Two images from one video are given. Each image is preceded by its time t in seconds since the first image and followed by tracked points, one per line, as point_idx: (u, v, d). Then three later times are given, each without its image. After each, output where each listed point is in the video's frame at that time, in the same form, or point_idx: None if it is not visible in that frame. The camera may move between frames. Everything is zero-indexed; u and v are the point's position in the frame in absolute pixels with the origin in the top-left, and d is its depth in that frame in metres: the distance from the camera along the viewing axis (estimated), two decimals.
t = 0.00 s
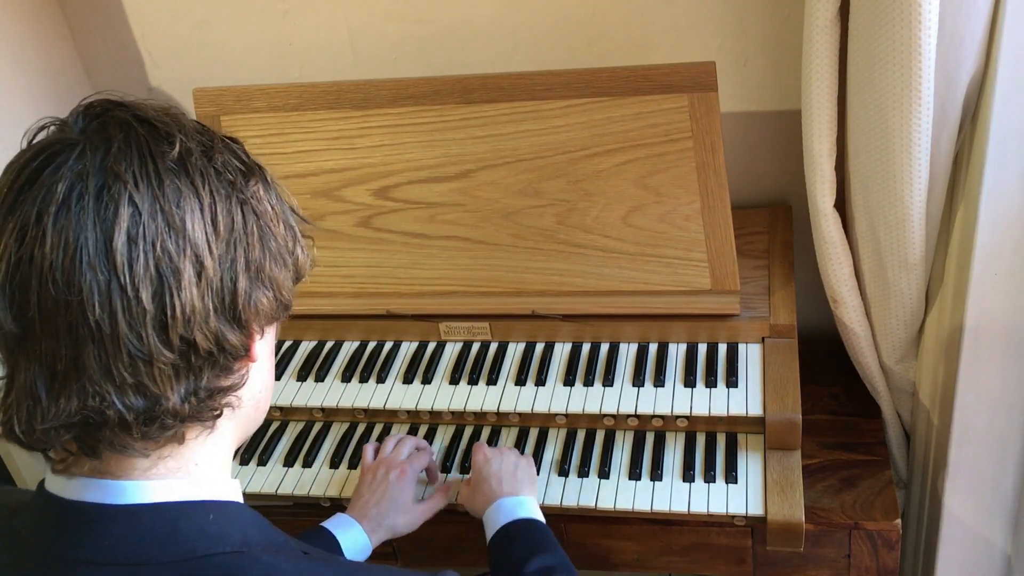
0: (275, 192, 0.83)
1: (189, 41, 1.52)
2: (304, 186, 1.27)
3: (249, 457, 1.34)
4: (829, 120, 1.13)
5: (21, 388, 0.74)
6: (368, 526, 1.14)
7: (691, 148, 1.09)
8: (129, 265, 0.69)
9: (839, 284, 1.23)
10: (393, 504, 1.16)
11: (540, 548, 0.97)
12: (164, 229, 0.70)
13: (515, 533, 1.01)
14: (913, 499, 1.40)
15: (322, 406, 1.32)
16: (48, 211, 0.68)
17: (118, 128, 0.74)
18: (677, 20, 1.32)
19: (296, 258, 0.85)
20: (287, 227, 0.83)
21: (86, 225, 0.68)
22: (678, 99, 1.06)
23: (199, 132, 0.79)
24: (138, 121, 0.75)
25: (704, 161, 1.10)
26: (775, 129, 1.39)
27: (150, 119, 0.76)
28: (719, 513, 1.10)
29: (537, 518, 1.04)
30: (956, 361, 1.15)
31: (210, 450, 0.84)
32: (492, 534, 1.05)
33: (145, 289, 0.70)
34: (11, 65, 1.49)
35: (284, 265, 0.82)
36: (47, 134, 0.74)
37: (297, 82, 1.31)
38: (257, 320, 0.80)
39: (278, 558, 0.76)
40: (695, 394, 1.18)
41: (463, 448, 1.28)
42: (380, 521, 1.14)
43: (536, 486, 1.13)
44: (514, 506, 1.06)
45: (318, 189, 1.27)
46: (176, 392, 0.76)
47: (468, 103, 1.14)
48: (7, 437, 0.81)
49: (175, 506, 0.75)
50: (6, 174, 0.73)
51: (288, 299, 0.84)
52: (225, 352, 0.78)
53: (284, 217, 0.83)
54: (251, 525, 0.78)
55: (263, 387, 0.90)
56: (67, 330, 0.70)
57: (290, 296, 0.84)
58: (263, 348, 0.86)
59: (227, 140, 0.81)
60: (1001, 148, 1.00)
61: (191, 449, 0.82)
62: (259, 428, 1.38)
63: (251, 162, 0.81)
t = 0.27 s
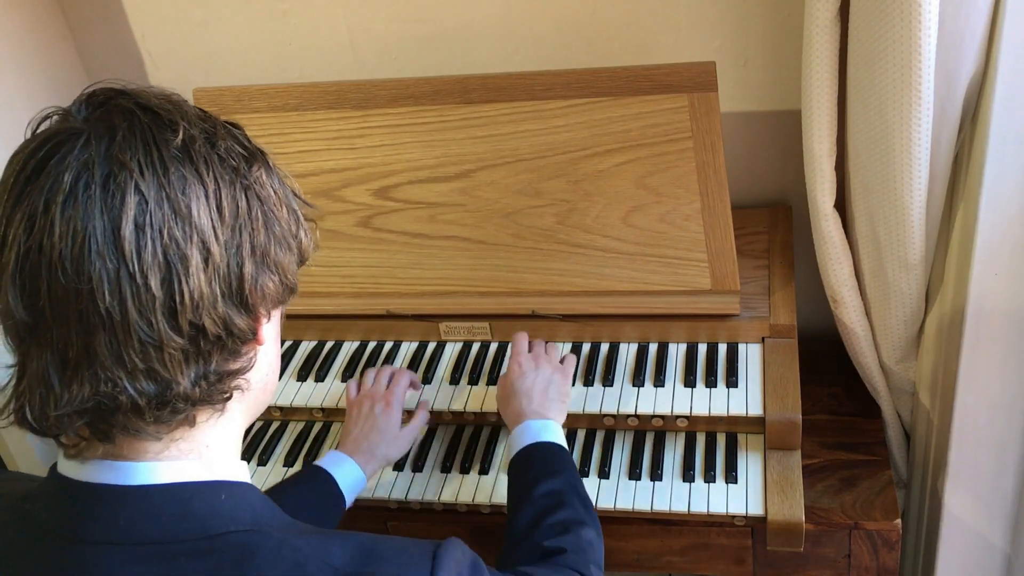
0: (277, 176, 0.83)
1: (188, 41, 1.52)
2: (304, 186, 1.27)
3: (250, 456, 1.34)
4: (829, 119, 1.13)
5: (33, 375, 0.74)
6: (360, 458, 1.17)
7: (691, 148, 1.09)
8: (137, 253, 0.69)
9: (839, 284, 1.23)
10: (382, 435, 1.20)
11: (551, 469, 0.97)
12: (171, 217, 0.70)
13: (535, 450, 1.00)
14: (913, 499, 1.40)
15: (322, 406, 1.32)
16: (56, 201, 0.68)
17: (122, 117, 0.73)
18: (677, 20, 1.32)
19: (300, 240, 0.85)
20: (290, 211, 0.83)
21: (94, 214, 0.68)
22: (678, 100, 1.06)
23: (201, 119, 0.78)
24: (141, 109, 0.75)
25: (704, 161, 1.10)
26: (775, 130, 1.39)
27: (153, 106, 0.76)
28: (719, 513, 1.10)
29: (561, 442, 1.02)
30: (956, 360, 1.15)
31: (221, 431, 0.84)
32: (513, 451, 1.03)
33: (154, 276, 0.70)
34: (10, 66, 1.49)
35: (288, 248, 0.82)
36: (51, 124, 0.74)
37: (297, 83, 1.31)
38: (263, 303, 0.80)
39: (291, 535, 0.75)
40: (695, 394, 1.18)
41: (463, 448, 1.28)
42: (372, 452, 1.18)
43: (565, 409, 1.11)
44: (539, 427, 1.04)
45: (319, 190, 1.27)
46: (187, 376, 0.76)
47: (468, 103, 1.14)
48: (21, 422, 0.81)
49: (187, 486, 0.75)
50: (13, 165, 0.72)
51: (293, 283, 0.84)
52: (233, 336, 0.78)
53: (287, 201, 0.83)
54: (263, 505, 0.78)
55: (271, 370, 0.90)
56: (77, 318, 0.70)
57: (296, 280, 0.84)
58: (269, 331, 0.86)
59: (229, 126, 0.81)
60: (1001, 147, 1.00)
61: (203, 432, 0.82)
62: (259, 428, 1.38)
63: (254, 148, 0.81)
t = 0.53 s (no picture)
0: (268, 164, 0.82)
1: (188, 41, 1.52)
2: (304, 186, 1.27)
3: (250, 455, 1.34)
4: (829, 118, 1.13)
5: (31, 363, 0.74)
6: (360, 433, 1.20)
7: (691, 148, 1.09)
8: (130, 239, 0.69)
9: (839, 284, 1.23)
10: (384, 412, 1.23)
11: (557, 499, 0.97)
12: (163, 204, 0.70)
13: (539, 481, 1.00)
14: (913, 499, 1.40)
15: (322, 406, 1.32)
16: (49, 190, 0.68)
17: (113, 107, 0.74)
18: (677, 20, 1.32)
19: (292, 227, 0.85)
20: (282, 198, 0.83)
21: (87, 202, 0.68)
22: (678, 99, 1.06)
23: (192, 108, 0.78)
24: (132, 99, 0.75)
25: (704, 161, 1.10)
26: (775, 130, 1.40)
27: (143, 96, 0.76)
28: (719, 513, 1.10)
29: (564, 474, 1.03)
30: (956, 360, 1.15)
31: (219, 415, 0.84)
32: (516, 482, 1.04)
33: (147, 262, 0.70)
34: (10, 67, 1.49)
35: (281, 234, 0.82)
36: (44, 116, 0.74)
37: (297, 83, 1.31)
38: (257, 289, 0.79)
39: (289, 520, 0.75)
40: (695, 394, 1.18)
41: (463, 448, 1.28)
42: (374, 426, 1.21)
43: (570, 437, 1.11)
44: (541, 457, 1.05)
45: (319, 190, 1.27)
46: (182, 360, 0.76)
47: (468, 103, 1.14)
48: (24, 412, 0.81)
49: (187, 470, 0.75)
50: (7, 157, 0.73)
51: (286, 268, 0.83)
52: (228, 321, 0.78)
53: (279, 188, 0.83)
54: (260, 490, 0.78)
55: (268, 355, 0.89)
56: (73, 305, 0.70)
57: (288, 266, 0.84)
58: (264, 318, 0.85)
59: (219, 115, 0.81)
60: (1001, 147, 1.00)
61: (201, 416, 0.82)
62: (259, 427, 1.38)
63: (245, 136, 0.81)
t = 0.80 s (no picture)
0: (259, 161, 0.82)
1: (189, 42, 1.52)
2: (305, 186, 1.28)
3: (251, 456, 1.35)
4: (829, 118, 1.13)
5: (25, 359, 0.75)
6: (363, 438, 1.20)
7: (691, 148, 1.09)
8: (121, 236, 0.69)
9: (839, 284, 1.23)
10: (386, 417, 1.23)
11: (556, 501, 0.97)
12: (153, 201, 0.70)
13: (538, 484, 1.00)
14: (913, 499, 1.40)
15: (322, 406, 1.32)
16: (39, 188, 0.68)
17: (103, 106, 0.74)
18: (677, 19, 1.32)
19: (283, 223, 0.85)
20: (273, 193, 0.83)
21: (77, 200, 0.68)
22: (678, 99, 1.06)
23: (182, 105, 0.78)
24: (122, 97, 0.75)
25: (704, 161, 1.10)
26: (775, 130, 1.39)
27: (133, 95, 0.76)
28: (719, 513, 1.10)
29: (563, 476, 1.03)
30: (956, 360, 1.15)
31: (213, 411, 0.83)
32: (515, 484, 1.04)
33: (137, 259, 0.70)
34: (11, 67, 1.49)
35: (272, 230, 0.81)
36: (36, 115, 0.74)
37: (297, 83, 1.31)
38: (248, 284, 0.79)
39: (283, 514, 0.75)
40: (695, 394, 1.18)
41: (463, 448, 1.28)
42: (374, 432, 1.21)
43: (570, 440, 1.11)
44: (540, 460, 1.05)
45: (319, 190, 1.27)
46: (174, 355, 0.76)
47: (468, 103, 1.14)
48: (18, 408, 0.82)
49: (181, 464, 0.75)
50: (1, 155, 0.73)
51: (277, 264, 0.83)
52: (219, 316, 0.78)
53: (270, 184, 0.83)
54: (254, 485, 0.78)
55: (260, 349, 0.89)
56: (65, 302, 0.71)
57: (280, 262, 0.84)
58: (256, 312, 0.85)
59: (210, 112, 0.81)
60: (1002, 147, 1.00)
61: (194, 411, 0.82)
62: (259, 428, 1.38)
63: (235, 133, 0.80)
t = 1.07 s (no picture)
0: (256, 161, 0.82)
1: (189, 42, 1.52)
2: (305, 186, 1.28)
3: (250, 456, 1.34)
4: (829, 118, 1.13)
5: (22, 359, 0.75)
6: (358, 433, 1.21)
7: (691, 148, 1.09)
8: (116, 236, 0.69)
9: (838, 284, 1.23)
10: (383, 411, 1.23)
11: (555, 502, 0.97)
12: (148, 201, 0.70)
13: (538, 484, 1.00)
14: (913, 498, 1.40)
15: (322, 406, 1.32)
16: (35, 189, 0.69)
17: (100, 106, 0.74)
18: (677, 19, 1.32)
19: (280, 223, 0.85)
20: (270, 194, 0.83)
21: (73, 200, 0.68)
22: (678, 100, 1.06)
23: (179, 105, 0.78)
24: (119, 98, 0.75)
25: (704, 161, 1.10)
26: (775, 130, 1.40)
27: (129, 95, 0.76)
28: (719, 513, 1.10)
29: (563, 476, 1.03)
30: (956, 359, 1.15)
31: (209, 411, 0.83)
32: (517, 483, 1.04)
33: (133, 259, 0.70)
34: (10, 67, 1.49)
35: (269, 230, 0.81)
36: (32, 115, 0.74)
37: (297, 83, 1.31)
38: (245, 284, 0.79)
39: (279, 513, 0.75)
40: (695, 394, 1.18)
41: (463, 448, 1.28)
42: (371, 423, 1.22)
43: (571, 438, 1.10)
44: (540, 460, 1.05)
45: (319, 190, 1.27)
46: (170, 355, 0.76)
47: (468, 103, 1.14)
48: (15, 408, 0.82)
49: (177, 464, 0.75)
50: None
51: (274, 264, 0.83)
52: (215, 317, 0.78)
53: (267, 184, 0.83)
54: (251, 485, 0.78)
55: (257, 350, 0.89)
56: (61, 302, 0.71)
57: (277, 262, 0.84)
58: (253, 313, 0.85)
59: (207, 112, 0.81)
60: (1002, 146, 1.00)
61: (190, 411, 0.81)
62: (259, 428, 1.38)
63: (232, 133, 0.80)
